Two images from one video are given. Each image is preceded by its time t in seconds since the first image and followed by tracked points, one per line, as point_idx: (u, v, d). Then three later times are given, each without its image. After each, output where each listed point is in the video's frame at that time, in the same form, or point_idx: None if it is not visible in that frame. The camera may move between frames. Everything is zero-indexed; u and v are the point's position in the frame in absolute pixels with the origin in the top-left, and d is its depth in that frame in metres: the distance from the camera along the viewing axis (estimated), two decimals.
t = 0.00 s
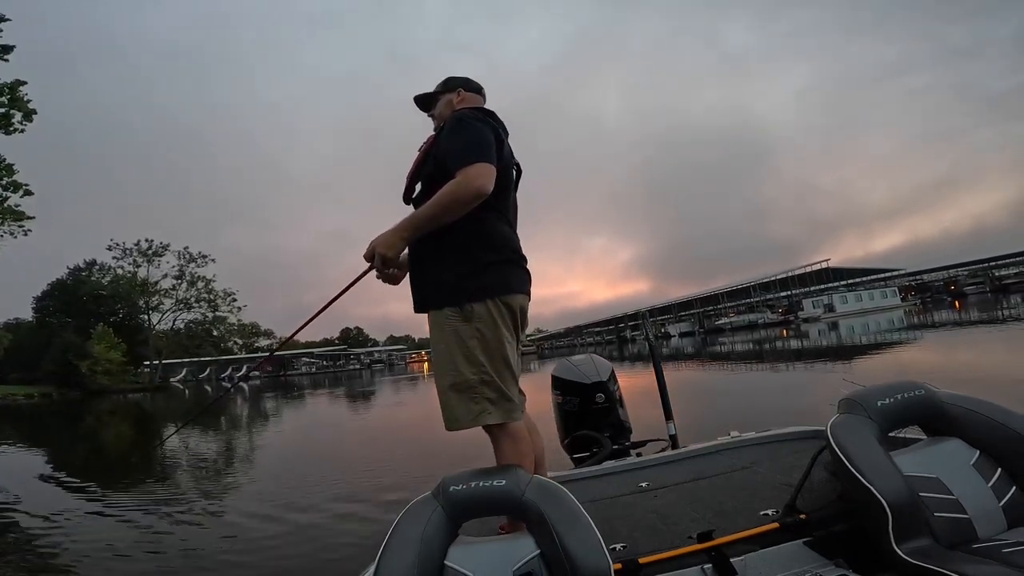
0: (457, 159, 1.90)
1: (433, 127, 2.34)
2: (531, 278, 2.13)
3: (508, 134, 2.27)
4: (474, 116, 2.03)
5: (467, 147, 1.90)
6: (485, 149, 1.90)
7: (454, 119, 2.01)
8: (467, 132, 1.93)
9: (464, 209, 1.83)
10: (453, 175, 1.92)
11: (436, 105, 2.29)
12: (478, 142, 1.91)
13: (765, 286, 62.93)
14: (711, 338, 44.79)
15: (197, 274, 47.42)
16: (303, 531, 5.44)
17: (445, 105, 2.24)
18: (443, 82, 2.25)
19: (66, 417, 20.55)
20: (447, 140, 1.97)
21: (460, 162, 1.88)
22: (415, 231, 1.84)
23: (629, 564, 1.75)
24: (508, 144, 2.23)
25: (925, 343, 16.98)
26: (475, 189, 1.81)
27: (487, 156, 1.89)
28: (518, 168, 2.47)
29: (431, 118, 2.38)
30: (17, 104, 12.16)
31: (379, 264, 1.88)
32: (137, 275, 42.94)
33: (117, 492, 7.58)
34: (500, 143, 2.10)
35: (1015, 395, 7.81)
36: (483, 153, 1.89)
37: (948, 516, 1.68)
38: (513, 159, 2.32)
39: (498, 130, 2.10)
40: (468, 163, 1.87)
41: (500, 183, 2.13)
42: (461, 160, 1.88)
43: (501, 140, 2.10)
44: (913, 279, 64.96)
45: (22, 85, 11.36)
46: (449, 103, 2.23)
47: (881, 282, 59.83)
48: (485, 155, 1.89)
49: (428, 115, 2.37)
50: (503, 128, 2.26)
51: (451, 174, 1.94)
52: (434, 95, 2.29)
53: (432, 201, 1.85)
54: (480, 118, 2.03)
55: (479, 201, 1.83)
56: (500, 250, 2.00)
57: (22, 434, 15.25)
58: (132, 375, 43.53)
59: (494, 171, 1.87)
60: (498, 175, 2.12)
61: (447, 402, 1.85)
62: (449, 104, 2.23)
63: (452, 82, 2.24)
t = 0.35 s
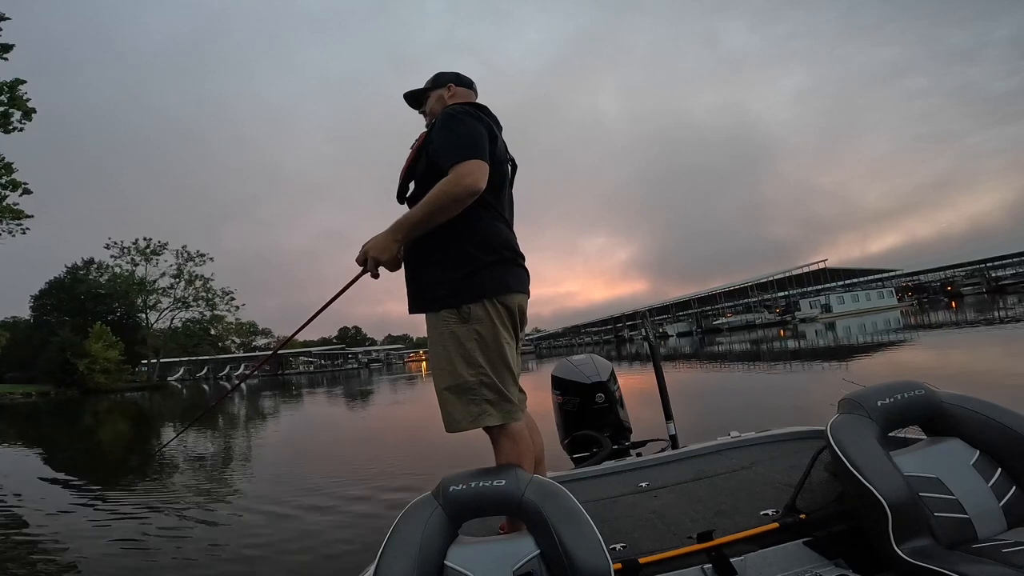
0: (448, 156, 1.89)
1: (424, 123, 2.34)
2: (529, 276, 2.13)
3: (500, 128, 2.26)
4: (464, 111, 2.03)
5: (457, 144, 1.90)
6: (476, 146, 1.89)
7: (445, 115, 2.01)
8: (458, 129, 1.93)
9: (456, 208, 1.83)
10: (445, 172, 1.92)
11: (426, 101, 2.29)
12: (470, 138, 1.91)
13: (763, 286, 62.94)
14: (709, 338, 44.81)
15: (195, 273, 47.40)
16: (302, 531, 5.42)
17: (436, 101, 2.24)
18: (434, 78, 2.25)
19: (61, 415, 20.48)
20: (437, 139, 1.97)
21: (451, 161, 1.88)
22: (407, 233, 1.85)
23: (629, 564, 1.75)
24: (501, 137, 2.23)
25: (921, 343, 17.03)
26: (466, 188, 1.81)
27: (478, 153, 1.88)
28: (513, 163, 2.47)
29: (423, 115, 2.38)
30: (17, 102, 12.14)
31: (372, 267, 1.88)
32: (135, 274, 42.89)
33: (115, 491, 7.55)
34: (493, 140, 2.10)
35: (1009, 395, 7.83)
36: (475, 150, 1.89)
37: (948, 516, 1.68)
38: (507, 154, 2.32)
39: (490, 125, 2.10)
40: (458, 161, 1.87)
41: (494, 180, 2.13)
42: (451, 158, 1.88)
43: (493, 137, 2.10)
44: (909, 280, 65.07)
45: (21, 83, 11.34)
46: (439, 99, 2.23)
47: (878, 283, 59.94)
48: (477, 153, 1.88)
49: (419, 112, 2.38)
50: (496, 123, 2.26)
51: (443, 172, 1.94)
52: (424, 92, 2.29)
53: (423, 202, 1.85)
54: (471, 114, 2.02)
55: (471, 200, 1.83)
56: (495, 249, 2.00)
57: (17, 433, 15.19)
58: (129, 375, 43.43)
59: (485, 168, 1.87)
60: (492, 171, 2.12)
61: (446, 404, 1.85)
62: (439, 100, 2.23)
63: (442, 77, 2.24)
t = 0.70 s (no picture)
0: (448, 156, 1.89)
1: (424, 119, 2.33)
2: (529, 277, 2.13)
3: (500, 125, 2.26)
4: (465, 109, 2.02)
5: (457, 142, 1.90)
6: (476, 144, 1.89)
7: (445, 112, 2.01)
8: (459, 127, 1.93)
9: (456, 207, 1.83)
10: (445, 171, 1.92)
11: (426, 96, 2.29)
12: (470, 137, 1.91)
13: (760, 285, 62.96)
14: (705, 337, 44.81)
15: (192, 272, 47.41)
16: (300, 531, 5.42)
17: (436, 97, 2.23)
18: (434, 73, 2.25)
19: (56, 415, 20.43)
20: (438, 137, 1.97)
21: (451, 160, 1.88)
22: (406, 232, 1.85)
23: (629, 564, 1.75)
24: (501, 136, 2.22)
25: (916, 342, 17.07)
26: (466, 188, 1.81)
27: (479, 152, 1.88)
28: (513, 161, 2.45)
29: (422, 110, 2.37)
30: (14, 102, 12.13)
31: (371, 267, 1.88)
32: (132, 273, 42.88)
33: (112, 491, 7.54)
34: (493, 138, 2.09)
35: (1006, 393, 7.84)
36: (475, 149, 1.89)
37: (948, 516, 1.68)
38: (507, 152, 2.32)
39: (491, 123, 2.10)
40: (459, 161, 1.87)
41: (494, 178, 2.13)
42: (452, 157, 1.88)
43: (493, 135, 2.10)
44: (905, 280, 65.16)
45: (18, 83, 11.33)
46: (440, 95, 2.23)
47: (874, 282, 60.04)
48: (478, 151, 1.88)
49: (419, 108, 2.37)
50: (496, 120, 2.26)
51: (442, 170, 1.94)
52: (424, 87, 2.28)
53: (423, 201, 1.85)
54: (472, 112, 2.02)
55: (472, 199, 1.83)
56: (496, 249, 2.00)
57: (13, 433, 15.15)
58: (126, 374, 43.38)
59: (486, 167, 1.87)
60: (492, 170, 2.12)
61: (446, 405, 1.85)
62: (440, 96, 2.23)
63: (443, 73, 2.24)
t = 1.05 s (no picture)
0: (451, 155, 1.89)
1: (427, 118, 2.33)
2: (531, 277, 2.13)
3: (504, 125, 2.26)
4: (470, 108, 2.02)
5: (461, 141, 1.90)
6: (479, 144, 1.89)
7: (450, 110, 2.00)
8: (463, 126, 1.93)
9: (459, 207, 1.82)
10: (447, 170, 1.92)
11: (430, 94, 2.28)
12: (474, 136, 1.90)
13: (758, 285, 63.02)
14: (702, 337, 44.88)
15: (190, 272, 47.42)
16: (298, 531, 5.42)
17: (441, 95, 2.23)
18: (439, 72, 2.24)
19: (51, 416, 20.39)
20: (441, 135, 1.97)
21: (455, 159, 1.87)
22: (408, 231, 1.85)
23: (629, 564, 1.75)
24: (504, 135, 2.22)
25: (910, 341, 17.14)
26: (469, 186, 1.80)
27: (483, 152, 1.88)
28: (515, 160, 2.45)
29: (426, 108, 2.37)
30: (12, 102, 12.12)
31: (372, 265, 1.88)
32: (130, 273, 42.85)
33: (110, 492, 7.52)
34: (497, 137, 2.09)
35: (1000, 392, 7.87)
36: (479, 148, 1.89)
37: (948, 516, 1.68)
38: (510, 152, 2.31)
39: (495, 123, 2.10)
40: (463, 160, 1.86)
41: (497, 178, 2.13)
42: (456, 156, 1.88)
43: (497, 134, 2.10)
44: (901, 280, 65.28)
45: (16, 83, 11.32)
46: (445, 93, 2.22)
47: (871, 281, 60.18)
48: (481, 151, 1.88)
49: (422, 106, 2.36)
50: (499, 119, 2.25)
51: (445, 169, 1.94)
52: (429, 84, 2.28)
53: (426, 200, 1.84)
54: (477, 111, 2.02)
55: (475, 198, 1.83)
56: (498, 249, 2.00)
57: (7, 434, 15.11)
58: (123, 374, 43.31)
59: (489, 167, 1.87)
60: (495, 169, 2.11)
61: (447, 405, 1.84)
62: (445, 94, 2.22)
63: (449, 72, 2.24)
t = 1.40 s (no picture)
0: (455, 152, 1.89)
1: (430, 116, 2.33)
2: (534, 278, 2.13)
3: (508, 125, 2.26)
4: (473, 107, 2.02)
5: (466, 138, 1.90)
6: (484, 142, 1.89)
7: (454, 109, 2.00)
8: (468, 124, 1.93)
9: (462, 204, 1.82)
10: (451, 168, 1.92)
11: (434, 93, 2.28)
12: (479, 134, 1.90)
13: (755, 285, 63.07)
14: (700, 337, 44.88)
15: (188, 273, 47.41)
16: (297, 531, 5.42)
17: (444, 94, 2.23)
18: (443, 70, 2.24)
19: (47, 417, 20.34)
20: (445, 133, 1.97)
21: (460, 156, 1.87)
22: (410, 225, 1.84)
23: (629, 564, 1.75)
24: (508, 135, 2.22)
25: (906, 342, 17.16)
26: (473, 185, 1.80)
27: (488, 150, 1.88)
28: (518, 160, 2.45)
29: (428, 107, 2.37)
30: (10, 103, 12.11)
31: (373, 258, 1.87)
32: (127, 274, 42.81)
33: (107, 493, 7.51)
34: (501, 136, 2.09)
35: (994, 392, 7.92)
36: (484, 146, 1.89)
37: (948, 516, 1.68)
38: (513, 153, 2.32)
39: (499, 122, 2.10)
40: (467, 157, 1.86)
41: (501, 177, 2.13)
42: (460, 154, 1.88)
43: (501, 133, 2.10)
44: (898, 280, 65.34)
45: (14, 83, 11.31)
46: (448, 92, 2.23)
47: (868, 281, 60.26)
48: (486, 149, 1.88)
49: (425, 105, 2.36)
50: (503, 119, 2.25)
51: (449, 166, 1.94)
52: (432, 83, 2.28)
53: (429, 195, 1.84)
54: (481, 110, 2.02)
55: (480, 196, 1.83)
56: (502, 248, 2.00)
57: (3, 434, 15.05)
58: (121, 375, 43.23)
59: (493, 165, 1.87)
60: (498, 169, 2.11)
61: (449, 405, 1.84)
62: (448, 93, 2.23)
63: (452, 71, 2.24)
